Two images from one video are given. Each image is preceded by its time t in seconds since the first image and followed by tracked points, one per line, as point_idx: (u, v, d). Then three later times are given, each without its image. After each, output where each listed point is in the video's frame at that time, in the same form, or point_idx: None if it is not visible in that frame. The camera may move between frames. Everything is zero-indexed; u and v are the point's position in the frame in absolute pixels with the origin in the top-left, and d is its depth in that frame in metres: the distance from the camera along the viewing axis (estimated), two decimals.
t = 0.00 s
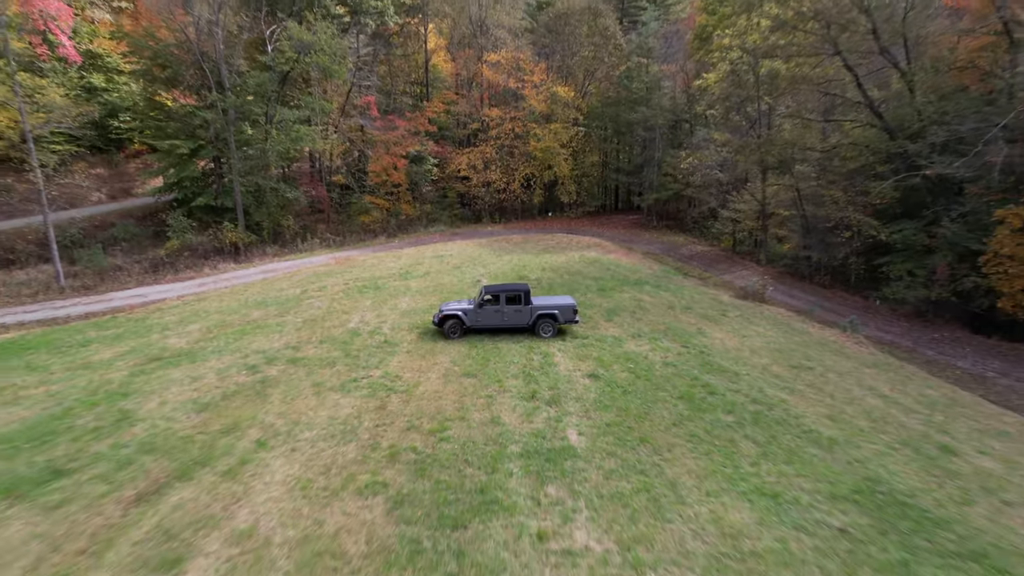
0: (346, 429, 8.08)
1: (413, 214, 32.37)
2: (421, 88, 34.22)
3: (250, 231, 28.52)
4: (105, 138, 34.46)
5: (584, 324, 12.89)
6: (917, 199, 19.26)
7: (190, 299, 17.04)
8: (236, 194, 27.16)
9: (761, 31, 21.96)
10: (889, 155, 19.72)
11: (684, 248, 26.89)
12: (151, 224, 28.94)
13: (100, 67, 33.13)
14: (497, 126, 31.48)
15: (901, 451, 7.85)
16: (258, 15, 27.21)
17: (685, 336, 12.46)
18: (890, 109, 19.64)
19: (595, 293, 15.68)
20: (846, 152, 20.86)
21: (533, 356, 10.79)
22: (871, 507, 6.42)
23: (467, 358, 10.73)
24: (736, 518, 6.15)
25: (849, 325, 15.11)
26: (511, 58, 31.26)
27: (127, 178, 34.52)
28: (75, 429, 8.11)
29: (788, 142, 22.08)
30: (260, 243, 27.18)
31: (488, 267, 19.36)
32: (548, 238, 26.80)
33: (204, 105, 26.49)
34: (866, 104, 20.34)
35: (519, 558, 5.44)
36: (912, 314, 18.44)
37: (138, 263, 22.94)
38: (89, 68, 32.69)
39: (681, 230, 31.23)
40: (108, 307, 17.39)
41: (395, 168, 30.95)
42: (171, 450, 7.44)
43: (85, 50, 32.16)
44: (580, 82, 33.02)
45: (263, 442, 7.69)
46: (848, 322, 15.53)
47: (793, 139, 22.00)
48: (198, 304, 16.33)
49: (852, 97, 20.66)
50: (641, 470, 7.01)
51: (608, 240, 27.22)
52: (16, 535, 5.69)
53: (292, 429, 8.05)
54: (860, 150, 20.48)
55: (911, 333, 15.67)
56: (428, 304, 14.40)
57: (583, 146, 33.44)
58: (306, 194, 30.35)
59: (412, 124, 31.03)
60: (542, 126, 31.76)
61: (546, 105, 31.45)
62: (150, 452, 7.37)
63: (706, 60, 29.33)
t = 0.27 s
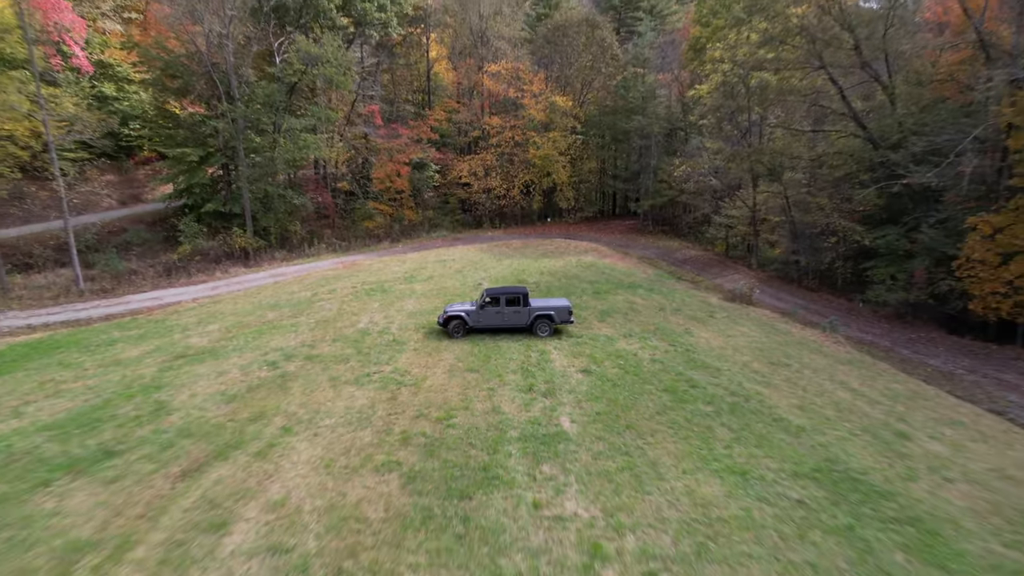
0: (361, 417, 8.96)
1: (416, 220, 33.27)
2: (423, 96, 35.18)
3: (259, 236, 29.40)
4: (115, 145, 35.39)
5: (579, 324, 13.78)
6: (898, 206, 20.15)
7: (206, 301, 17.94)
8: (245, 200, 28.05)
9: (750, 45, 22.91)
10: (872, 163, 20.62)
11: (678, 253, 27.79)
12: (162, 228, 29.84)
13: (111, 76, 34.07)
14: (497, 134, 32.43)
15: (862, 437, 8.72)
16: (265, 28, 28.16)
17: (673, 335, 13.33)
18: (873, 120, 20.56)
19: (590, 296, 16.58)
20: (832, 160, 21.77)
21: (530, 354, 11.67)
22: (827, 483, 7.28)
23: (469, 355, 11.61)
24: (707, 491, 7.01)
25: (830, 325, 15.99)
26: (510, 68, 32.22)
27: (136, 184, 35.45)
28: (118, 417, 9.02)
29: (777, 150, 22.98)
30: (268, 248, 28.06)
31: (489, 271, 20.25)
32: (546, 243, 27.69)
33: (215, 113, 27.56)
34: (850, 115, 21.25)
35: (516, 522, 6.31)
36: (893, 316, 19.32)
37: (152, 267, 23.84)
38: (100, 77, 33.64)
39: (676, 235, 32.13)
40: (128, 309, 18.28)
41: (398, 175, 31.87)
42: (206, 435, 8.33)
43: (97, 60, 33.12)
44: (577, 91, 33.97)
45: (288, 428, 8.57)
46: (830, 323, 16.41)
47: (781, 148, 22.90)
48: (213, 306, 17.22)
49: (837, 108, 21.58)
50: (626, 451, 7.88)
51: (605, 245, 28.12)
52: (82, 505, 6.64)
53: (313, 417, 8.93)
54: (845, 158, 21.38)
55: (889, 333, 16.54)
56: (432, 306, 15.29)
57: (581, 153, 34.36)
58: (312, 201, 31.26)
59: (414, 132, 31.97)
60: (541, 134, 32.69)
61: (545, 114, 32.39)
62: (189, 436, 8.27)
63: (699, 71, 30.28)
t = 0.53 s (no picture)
0: (375, 405, 9.88)
1: (418, 225, 34.20)
2: (425, 103, 36.12)
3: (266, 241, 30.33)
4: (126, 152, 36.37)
5: (575, 324, 14.71)
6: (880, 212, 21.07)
7: (220, 302, 18.86)
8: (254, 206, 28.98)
9: (739, 57, 23.89)
10: (856, 171, 21.55)
11: (673, 257, 28.71)
12: (173, 232, 30.78)
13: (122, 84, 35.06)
14: (497, 142, 33.37)
15: (827, 424, 9.65)
16: (273, 40, 29.18)
17: (662, 334, 14.27)
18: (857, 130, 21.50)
19: (586, 298, 17.51)
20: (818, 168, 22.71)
21: (529, 351, 12.59)
22: (790, 461, 8.21)
23: (472, 352, 12.54)
24: (683, 468, 7.92)
25: (812, 326, 16.91)
26: (510, 78, 33.19)
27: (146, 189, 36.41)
28: (154, 407, 9.98)
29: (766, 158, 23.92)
30: (276, 252, 28.97)
31: (490, 275, 21.18)
32: (545, 248, 28.61)
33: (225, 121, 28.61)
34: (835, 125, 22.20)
35: (514, 493, 7.23)
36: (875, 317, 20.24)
37: (165, 271, 24.76)
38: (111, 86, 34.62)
39: (671, 240, 33.07)
40: (145, 310, 19.18)
41: (401, 182, 32.80)
42: (236, 421, 9.27)
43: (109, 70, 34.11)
44: (575, 100, 34.95)
45: (309, 415, 9.49)
46: (812, 324, 17.33)
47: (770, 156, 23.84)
48: (228, 307, 18.14)
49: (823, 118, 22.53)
50: (613, 435, 8.79)
51: (602, 249, 29.04)
52: (134, 480, 7.60)
53: (330, 406, 9.86)
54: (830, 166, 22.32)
55: (869, 334, 17.45)
56: (437, 307, 16.22)
57: (579, 160, 35.31)
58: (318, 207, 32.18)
59: (417, 140, 32.92)
60: (541, 142, 33.62)
61: (544, 123, 33.34)
62: (220, 422, 9.22)
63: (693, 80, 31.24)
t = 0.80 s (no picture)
0: (386, 397, 10.84)
1: (421, 230, 35.17)
2: (427, 111, 37.09)
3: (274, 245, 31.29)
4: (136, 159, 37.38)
5: (570, 325, 15.68)
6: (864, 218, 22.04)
7: (234, 304, 19.84)
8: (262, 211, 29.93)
9: (730, 70, 24.89)
10: (841, 180, 22.54)
11: (667, 261, 29.69)
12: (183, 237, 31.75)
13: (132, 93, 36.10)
14: (497, 150, 34.35)
15: (798, 414, 10.61)
16: (281, 52, 30.20)
17: (652, 334, 15.24)
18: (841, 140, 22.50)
19: (581, 300, 18.49)
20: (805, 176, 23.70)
21: (527, 349, 13.56)
22: (760, 445, 9.16)
23: (474, 350, 13.51)
24: (663, 450, 8.87)
25: (794, 326, 17.88)
26: (510, 88, 34.20)
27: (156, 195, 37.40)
28: (184, 399, 10.95)
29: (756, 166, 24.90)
30: (283, 257, 29.91)
31: (490, 278, 22.16)
32: (544, 253, 29.58)
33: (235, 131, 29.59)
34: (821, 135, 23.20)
35: (512, 470, 8.19)
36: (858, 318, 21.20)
37: (178, 275, 25.73)
38: (123, 94, 35.65)
39: (666, 245, 34.05)
40: (162, 312, 20.13)
41: (404, 188, 33.79)
42: (261, 410, 10.24)
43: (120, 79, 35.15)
44: (573, 109, 35.98)
45: (327, 406, 10.44)
46: (796, 325, 18.29)
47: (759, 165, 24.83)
48: (242, 309, 19.11)
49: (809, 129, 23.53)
50: (602, 422, 9.74)
51: (598, 254, 30.02)
52: (175, 460, 8.59)
53: (346, 397, 10.82)
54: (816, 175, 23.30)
55: (850, 334, 18.40)
56: (440, 309, 17.19)
57: (577, 167, 36.31)
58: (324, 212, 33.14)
59: (420, 148, 33.95)
60: (540, 150, 34.60)
61: (542, 132, 34.32)
62: (247, 412, 10.19)
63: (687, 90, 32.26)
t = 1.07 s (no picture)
0: (396, 389, 11.86)
1: (423, 234, 36.24)
2: (428, 117, 38.11)
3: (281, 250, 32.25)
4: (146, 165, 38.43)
5: (566, 325, 16.70)
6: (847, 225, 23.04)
7: (247, 306, 20.86)
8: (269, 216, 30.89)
9: (720, 82, 25.95)
10: (826, 187, 23.57)
11: (661, 265, 30.70)
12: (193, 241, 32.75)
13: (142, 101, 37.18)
14: (498, 158, 35.38)
15: (772, 405, 11.61)
16: (288, 63, 31.27)
17: (643, 334, 16.26)
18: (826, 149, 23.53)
19: (577, 302, 19.51)
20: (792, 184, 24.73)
21: (525, 347, 14.58)
22: (735, 432, 10.16)
23: (477, 348, 14.53)
24: (647, 436, 9.86)
25: (778, 328, 18.88)
26: (509, 98, 35.24)
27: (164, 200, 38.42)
28: (211, 392, 11.98)
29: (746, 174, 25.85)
30: (291, 261, 30.89)
31: (491, 282, 23.18)
32: (542, 257, 30.56)
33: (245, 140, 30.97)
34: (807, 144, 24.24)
35: (511, 452, 9.19)
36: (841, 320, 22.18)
37: (190, 278, 26.74)
38: (133, 103, 36.73)
39: (662, 249, 35.07)
40: (177, 313, 21.11)
41: (407, 195, 34.84)
42: (282, 402, 11.25)
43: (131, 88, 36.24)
44: (571, 117, 37.04)
45: (343, 398, 11.45)
46: (780, 326, 19.28)
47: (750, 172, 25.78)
48: (255, 310, 20.14)
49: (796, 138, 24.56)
50: (593, 412, 10.73)
51: (595, 258, 31.00)
52: (209, 444, 9.60)
53: (359, 390, 11.83)
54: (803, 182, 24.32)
55: (832, 335, 19.38)
56: (444, 311, 18.22)
57: (574, 174, 37.34)
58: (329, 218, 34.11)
59: (422, 155, 35.03)
60: (538, 158, 35.63)
61: (541, 140, 35.31)
62: (270, 403, 11.21)
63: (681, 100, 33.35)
